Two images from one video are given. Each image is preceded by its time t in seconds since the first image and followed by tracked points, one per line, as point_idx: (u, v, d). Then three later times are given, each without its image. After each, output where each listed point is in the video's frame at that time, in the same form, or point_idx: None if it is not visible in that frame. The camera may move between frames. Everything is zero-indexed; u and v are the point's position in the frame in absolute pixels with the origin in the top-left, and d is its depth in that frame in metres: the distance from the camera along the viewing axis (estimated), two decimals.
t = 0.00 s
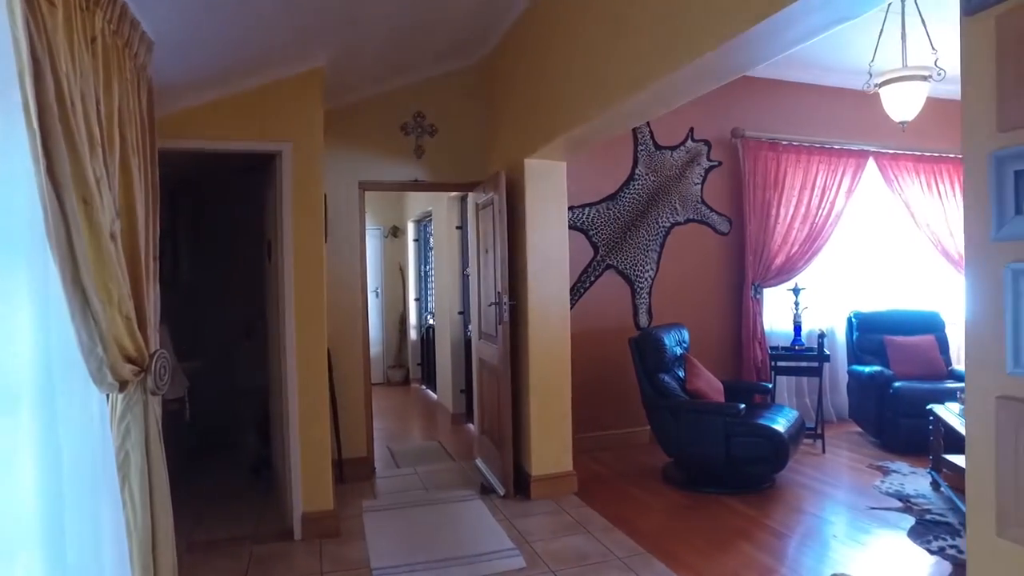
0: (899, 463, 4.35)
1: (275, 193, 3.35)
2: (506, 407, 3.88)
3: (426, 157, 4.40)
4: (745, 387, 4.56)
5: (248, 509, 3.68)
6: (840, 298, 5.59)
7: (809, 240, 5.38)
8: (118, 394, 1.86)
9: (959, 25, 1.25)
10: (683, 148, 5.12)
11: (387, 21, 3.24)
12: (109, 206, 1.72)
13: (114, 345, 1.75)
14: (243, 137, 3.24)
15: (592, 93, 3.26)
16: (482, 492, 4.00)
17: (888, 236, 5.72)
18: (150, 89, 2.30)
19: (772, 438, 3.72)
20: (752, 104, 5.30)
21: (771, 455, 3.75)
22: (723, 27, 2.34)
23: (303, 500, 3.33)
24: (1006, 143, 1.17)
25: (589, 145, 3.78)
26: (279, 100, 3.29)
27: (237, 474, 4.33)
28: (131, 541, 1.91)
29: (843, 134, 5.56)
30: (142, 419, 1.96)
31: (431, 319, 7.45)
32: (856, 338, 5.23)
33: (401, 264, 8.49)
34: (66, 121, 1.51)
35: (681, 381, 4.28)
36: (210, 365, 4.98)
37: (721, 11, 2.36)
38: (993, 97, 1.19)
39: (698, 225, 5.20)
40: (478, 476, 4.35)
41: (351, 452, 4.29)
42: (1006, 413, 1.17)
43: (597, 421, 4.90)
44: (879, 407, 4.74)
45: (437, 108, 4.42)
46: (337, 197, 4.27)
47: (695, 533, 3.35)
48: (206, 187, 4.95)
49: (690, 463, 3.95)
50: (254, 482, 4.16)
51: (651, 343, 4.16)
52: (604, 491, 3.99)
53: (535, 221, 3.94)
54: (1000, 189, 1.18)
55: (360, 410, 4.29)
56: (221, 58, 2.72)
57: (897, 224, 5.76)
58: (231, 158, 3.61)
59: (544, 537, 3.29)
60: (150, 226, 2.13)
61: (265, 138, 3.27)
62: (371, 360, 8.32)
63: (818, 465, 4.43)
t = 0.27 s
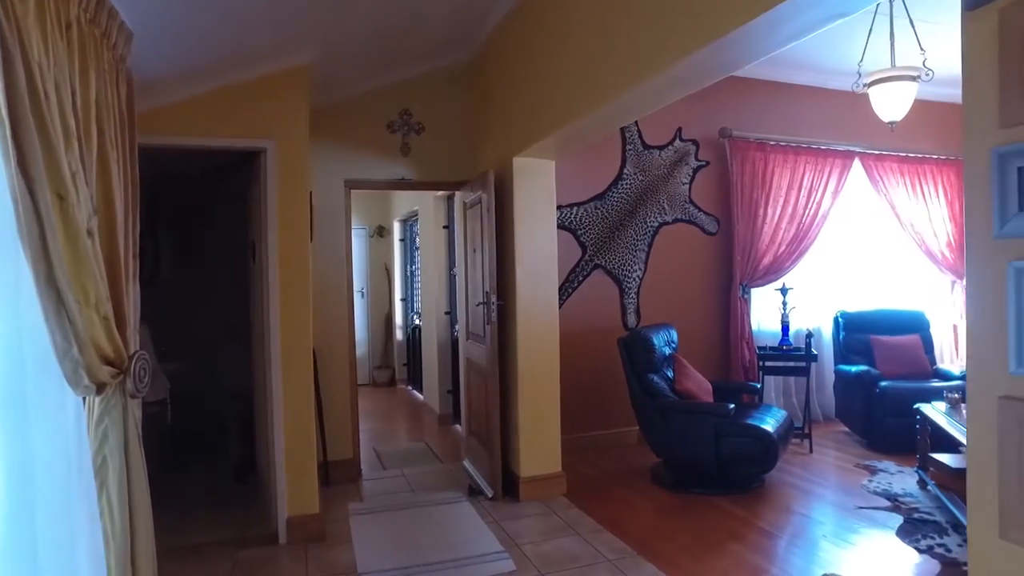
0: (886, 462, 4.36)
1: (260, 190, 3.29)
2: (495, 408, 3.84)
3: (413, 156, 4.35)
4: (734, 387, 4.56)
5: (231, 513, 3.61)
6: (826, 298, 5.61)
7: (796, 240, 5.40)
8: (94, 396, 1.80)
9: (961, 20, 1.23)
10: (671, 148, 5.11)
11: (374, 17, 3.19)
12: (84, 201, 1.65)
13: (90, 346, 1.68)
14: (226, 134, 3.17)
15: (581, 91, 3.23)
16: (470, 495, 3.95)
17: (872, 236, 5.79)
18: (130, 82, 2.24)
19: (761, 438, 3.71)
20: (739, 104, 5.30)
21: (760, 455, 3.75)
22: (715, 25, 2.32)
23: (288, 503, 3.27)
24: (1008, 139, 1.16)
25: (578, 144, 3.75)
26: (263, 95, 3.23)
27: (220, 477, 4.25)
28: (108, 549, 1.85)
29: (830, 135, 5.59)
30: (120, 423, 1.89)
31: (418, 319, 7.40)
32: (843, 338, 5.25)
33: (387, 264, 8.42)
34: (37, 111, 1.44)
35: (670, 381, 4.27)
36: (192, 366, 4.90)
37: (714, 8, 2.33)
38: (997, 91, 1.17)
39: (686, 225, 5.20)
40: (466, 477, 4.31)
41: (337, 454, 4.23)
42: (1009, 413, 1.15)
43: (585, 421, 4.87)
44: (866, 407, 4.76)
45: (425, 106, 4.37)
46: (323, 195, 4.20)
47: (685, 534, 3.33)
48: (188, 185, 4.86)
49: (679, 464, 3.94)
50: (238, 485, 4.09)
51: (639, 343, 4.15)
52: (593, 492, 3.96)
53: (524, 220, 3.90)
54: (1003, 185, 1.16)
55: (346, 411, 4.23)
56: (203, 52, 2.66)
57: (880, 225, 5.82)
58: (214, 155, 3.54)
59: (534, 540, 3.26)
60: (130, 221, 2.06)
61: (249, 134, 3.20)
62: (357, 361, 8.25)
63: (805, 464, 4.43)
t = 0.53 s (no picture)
0: (873, 462, 4.37)
1: (242, 189, 3.22)
2: (482, 410, 3.79)
3: (399, 154, 4.28)
4: (722, 387, 4.55)
5: (213, 520, 3.53)
6: (813, 298, 5.63)
7: (783, 240, 5.40)
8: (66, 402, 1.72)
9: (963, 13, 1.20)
10: (659, 148, 5.10)
11: (359, 12, 3.12)
12: (55, 197, 1.58)
13: (60, 349, 1.61)
14: (207, 130, 3.09)
15: (570, 90, 3.19)
16: (457, 498, 3.90)
17: (858, 237, 5.84)
18: (105, 74, 2.16)
19: (750, 439, 3.70)
20: (726, 105, 5.30)
21: (750, 456, 3.74)
22: (707, 22, 2.29)
23: (271, 509, 3.19)
24: (1014, 135, 1.13)
25: (566, 143, 3.72)
26: (245, 91, 3.15)
27: (201, 482, 4.16)
28: (80, 560, 1.78)
29: (816, 136, 5.60)
30: (94, 428, 1.82)
31: (403, 320, 7.33)
32: (830, 338, 5.26)
33: (372, 264, 8.34)
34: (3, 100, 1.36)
35: (658, 382, 4.24)
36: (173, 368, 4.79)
37: (705, 4, 2.30)
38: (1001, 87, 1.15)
39: (673, 225, 5.18)
40: (453, 480, 4.25)
41: (321, 458, 4.15)
42: (1014, 416, 1.13)
43: (573, 422, 4.84)
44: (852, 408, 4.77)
45: (411, 104, 4.31)
46: (307, 194, 4.13)
47: (675, 536, 3.30)
48: (169, 183, 4.77)
49: (668, 465, 3.92)
50: (220, 490, 4.00)
51: (628, 344, 4.13)
52: (582, 495, 3.93)
53: (511, 220, 3.86)
54: (1008, 183, 1.13)
55: (331, 414, 4.16)
56: (183, 45, 2.58)
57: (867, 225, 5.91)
58: (195, 152, 3.45)
59: (523, 544, 3.21)
60: (104, 218, 1.98)
61: (230, 131, 3.13)
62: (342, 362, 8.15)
63: (793, 464, 4.43)
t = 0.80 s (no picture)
0: (860, 462, 4.38)
1: (223, 187, 3.14)
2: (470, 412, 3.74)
3: (384, 153, 4.22)
4: (711, 388, 4.55)
5: (193, 526, 3.44)
6: (799, 298, 5.64)
7: (770, 240, 5.41)
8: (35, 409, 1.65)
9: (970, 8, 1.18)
10: (646, 148, 5.08)
11: (344, 7, 3.06)
12: (24, 193, 1.50)
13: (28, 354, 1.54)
14: (187, 127, 3.01)
15: (559, 88, 3.14)
16: (444, 502, 3.85)
17: (843, 237, 5.88)
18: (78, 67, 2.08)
19: (739, 439, 3.69)
20: (713, 105, 5.30)
21: (739, 456, 3.73)
22: (699, 19, 2.25)
23: (254, 515, 3.12)
24: (1022, 133, 1.12)
25: (554, 142, 3.67)
26: (227, 87, 3.08)
27: (181, 487, 4.07)
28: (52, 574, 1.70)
29: (802, 136, 5.62)
30: (67, 435, 1.76)
31: (388, 320, 7.25)
32: (816, 338, 5.27)
33: (356, 264, 8.25)
34: None
35: (647, 382, 4.22)
36: (152, 370, 4.69)
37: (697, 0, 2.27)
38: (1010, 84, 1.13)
39: (661, 225, 5.17)
40: (440, 483, 4.19)
41: (305, 461, 4.08)
42: None
43: (561, 424, 4.81)
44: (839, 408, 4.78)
45: (397, 101, 4.25)
46: (291, 193, 4.05)
47: (665, 539, 3.28)
48: (149, 181, 4.67)
49: (657, 467, 3.90)
50: (201, 495, 3.91)
51: (617, 345, 4.10)
52: (571, 498, 3.89)
53: (499, 219, 3.81)
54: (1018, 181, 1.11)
55: (316, 417, 4.09)
56: (161, 39, 2.50)
57: (852, 226, 5.95)
58: (176, 149, 3.37)
59: (511, 548, 3.17)
60: (77, 216, 1.91)
61: (211, 128, 3.05)
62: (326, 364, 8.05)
63: (781, 465, 4.43)
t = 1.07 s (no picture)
0: (847, 462, 4.39)
1: (206, 185, 3.07)
2: (457, 415, 3.69)
3: (371, 151, 4.16)
4: (700, 388, 4.55)
5: (175, 533, 3.36)
6: (785, 298, 5.66)
7: (757, 241, 5.42)
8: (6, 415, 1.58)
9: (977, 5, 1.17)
10: (635, 147, 5.06)
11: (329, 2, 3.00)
12: None
13: None
14: (168, 123, 2.94)
15: (547, 86, 3.10)
16: (432, 505, 3.80)
17: (829, 237, 5.91)
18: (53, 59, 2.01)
19: (729, 440, 3.68)
20: (701, 105, 5.29)
21: (728, 457, 3.72)
22: (691, 17, 2.22)
23: (237, 520, 3.05)
24: None
25: (543, 141, 3.64)
26: (209, 82, 3.01)
27: (162, 492, 3.99)
28: None
29: (788, 137, 5.64)
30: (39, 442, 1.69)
31: (374, 321, 7.18)
32: (803, 338, 5.29)
33: (341, 264, 8.17)
34: None
35: (636, 383, 4.21)
36: (133, 372, 4.59)
37: None
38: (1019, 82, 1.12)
39: (649, 225, 5.15)
40: (427, 486, 4.14)
41: (290, 465, 4.00)
42: None
43: (549, 425, 4.78)
44: (826, 408, 4.79)
45: (383, 99, 4.19)
46: (275, 192, 3.98)
47: (655, 541, 3.25)
48: (128, 178, 4.58)
49: (647, 468, 3.88)
50: (183, 501, 3.83)
51: (606, 345, 4.08)
52: (560, 500, 3.85)
53: (487, 219, 3.76)
54: None
55: (301, 420, 4.02)
56: (140, 32, 2.43)
57: (838, 226, 5.99)
58: (157, 145, 3.29)
59: (500, 552, 3.13)
60: (50, 213, 1.83)
61: (192, 125, 2.97)
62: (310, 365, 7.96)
63: (769, 465, 4.43)
